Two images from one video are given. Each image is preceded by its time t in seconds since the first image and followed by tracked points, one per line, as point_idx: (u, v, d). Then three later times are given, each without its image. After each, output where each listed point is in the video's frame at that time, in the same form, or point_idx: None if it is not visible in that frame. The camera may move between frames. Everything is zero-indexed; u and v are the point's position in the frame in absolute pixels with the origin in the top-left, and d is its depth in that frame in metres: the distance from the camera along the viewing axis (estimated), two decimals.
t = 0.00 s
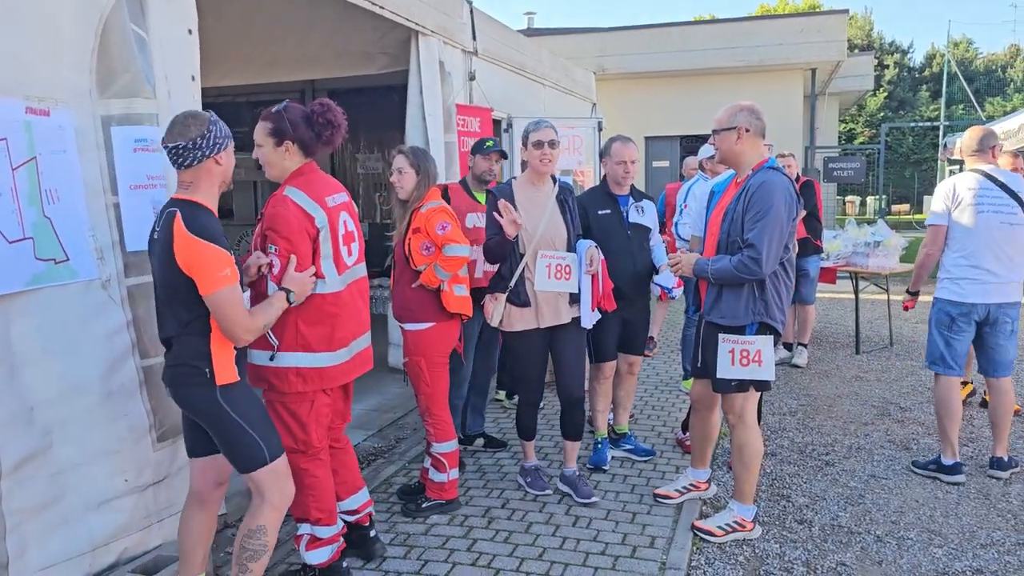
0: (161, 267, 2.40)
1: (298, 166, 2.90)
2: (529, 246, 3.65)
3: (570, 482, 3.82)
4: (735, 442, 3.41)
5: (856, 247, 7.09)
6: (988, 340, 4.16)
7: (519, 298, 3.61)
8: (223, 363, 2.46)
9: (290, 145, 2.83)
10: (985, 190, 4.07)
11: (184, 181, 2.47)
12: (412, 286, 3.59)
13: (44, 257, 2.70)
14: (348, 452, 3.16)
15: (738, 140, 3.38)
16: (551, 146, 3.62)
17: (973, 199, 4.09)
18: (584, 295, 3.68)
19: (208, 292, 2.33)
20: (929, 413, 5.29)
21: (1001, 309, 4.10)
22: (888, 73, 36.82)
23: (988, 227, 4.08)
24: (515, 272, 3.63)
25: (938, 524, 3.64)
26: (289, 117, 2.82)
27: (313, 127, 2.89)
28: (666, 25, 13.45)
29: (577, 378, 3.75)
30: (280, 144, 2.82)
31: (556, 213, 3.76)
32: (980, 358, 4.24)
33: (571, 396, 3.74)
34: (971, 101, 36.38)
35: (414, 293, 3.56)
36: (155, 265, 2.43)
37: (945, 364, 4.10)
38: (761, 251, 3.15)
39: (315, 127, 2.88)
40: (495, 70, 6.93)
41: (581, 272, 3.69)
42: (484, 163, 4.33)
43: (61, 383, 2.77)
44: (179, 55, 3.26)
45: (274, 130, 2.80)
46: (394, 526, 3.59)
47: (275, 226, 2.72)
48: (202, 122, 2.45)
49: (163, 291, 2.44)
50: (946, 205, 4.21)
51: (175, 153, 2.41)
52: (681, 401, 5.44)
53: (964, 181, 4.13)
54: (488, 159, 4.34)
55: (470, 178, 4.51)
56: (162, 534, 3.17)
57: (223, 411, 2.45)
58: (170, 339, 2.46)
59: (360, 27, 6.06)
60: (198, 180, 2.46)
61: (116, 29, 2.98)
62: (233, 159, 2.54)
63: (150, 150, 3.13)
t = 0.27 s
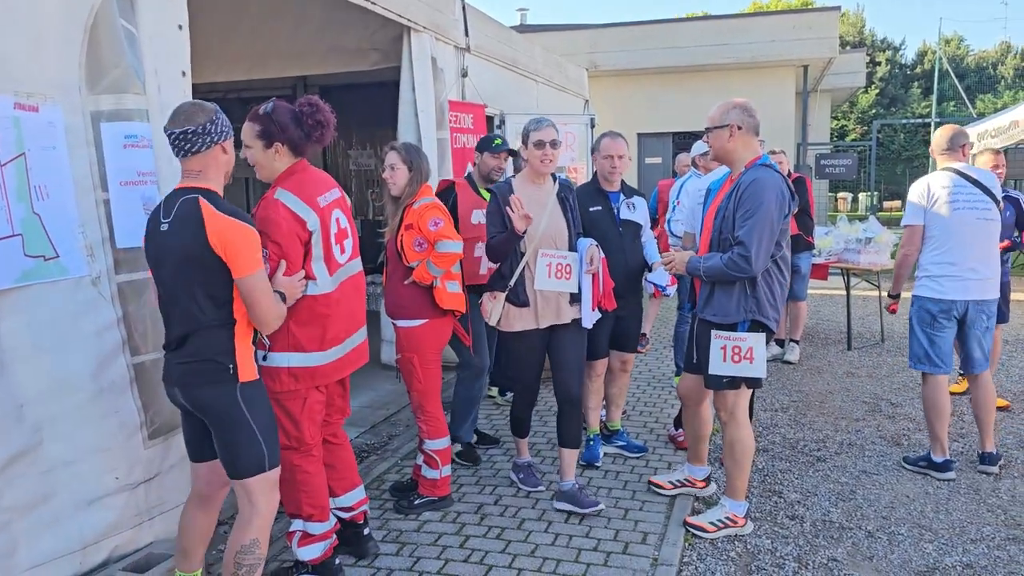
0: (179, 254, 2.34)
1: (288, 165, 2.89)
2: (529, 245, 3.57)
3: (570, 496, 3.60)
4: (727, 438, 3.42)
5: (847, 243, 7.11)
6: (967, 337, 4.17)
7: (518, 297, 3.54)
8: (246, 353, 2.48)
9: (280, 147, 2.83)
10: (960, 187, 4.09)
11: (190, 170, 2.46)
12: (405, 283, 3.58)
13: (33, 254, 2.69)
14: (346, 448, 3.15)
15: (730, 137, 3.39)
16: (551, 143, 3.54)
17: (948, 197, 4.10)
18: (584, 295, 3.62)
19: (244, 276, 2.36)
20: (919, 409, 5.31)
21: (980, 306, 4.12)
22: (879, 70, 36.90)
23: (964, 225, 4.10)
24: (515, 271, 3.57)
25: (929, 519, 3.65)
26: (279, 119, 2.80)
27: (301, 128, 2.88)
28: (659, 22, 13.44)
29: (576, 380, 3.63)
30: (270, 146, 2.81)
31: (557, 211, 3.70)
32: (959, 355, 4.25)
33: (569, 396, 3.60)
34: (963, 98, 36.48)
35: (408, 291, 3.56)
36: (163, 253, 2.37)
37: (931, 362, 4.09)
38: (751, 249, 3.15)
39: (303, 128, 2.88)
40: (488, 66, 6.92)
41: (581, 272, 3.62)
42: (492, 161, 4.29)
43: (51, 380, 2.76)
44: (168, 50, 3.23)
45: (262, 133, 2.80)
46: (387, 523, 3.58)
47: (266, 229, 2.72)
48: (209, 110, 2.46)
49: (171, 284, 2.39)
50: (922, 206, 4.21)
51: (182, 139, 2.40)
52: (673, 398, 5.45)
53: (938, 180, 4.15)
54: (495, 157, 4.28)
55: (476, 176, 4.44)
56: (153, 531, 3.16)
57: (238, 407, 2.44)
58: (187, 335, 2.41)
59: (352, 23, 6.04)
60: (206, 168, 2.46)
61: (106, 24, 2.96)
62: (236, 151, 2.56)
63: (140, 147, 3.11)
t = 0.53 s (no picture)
0: (178, 252, 2.28)
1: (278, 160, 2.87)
2: (538, 244, 3.48)
3: (566, 499, 3.57)
4: (722, 434, 3.44)
5: (841, 240, 7.12)
6: (955, 333, 4.18)
7: (524, 297, 3.47)
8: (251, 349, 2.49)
9: (262, 139, 2.79)
10: (946, 183, 4.11)
11: (173, 164, 2.40)
12: (399, 279, 3.57)
13: (24, 250, 2.68)
14: (335, 445, 3.14)
15: (722, 134, 3.41)
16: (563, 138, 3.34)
17: (936, 192, 4.11)
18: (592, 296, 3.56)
19: (253, 268, 2.37)
20: (913, 404, 5.33)
21: (968, 302, 4.13)
22: (873, 66, 36.92)
23: (951, 221, 4.11)
24: (522, 270, 3.48)
25: (921, 514, 3.66)
26: (257, 112, 2.76)
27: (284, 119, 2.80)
28: (654, 18, 13.42)
29: (581, 381, 3.57)
30: (252, 140, 2.78)
31: (568, 210, 3.55)
32: (946, 350, 4.26)
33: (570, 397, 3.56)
34: (956, 95, 36.54)
35: (400, 287, 3.55)
36: (155, 253, 2.29)
37: (920, 358, 4.10)
38: (749, 245, 3.15)
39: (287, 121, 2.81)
40: (482, 62, 6.90)
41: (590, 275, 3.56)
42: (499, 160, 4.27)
43: (43, 377, 2.75)
44: (160, 46, 3.22)
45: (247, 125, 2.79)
46: (381, 520, 3.58)
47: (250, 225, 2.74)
48: (187, 101, 2.42)
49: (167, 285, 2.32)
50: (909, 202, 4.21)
51: (163, 131, 2.34)
52: (668, 394, 5.46)
53: (925, 175, 4.16)
54: (501, 155, 4.27)
55: (480, 173, 4.38)
56: (147, 528, 3.16)
57: (247, 407, 2.44)
58: (194, 335, 2.35)
59: (345, 19, 6.02)
60: (189, 161, 2.41)
61: (96, 19, 2.95)
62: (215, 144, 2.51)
63: (131, 143, 3.09)
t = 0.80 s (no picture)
0: (153, 258, 2.21)
1: (264, 157, 2.91)
2: (549, 245, 3.43)
3: (562, 497, 3.55)
4: (718, 430, 3.43)
5: (836, 237, 7.13)
6: (951, 330, 4.20)
7: (538, 299, 3.42)
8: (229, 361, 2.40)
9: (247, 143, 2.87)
10: (944, 181, 4.12)
11: (159, 164, 2.36)
12: (395, 276, 3.58)
13: (19, 248, 2.67)
14: (331, 443, 3.15)
15: (713, 133, 3.41)
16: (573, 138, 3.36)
17: (934, 191, 4.11)
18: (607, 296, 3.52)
19: (225, 277, 2.26)
20: (908, 401, 5.35)
21: (964, 298, 4.15)
22: (868, 64, 36.98)
23: (949, 218, 4.12)
24: (534, 271, 3.42)
25: (916, 511, 3.68)
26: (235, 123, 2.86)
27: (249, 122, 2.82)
28: (649, 16, 13.42)
29: (589, 377, 3.55)
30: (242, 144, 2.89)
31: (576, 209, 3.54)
32: (940, 346, 4.28)
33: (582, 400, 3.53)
34: (951, 92, 36.63)
35: (396, 284, 3.56)
36: (131, 258, 2.23)
37: (918, 356, 4.10)
38: (765, 235, 3.14)
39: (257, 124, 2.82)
40: (478, 59, 6.90)
41: (603, 272, 3.51)
42: (497, 154, 4.24)
43: (37, 375, 2.74)
44: (156, 43, 3.21)
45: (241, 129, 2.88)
46: (377, 517, 3.58)
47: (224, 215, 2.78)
48: (181, 101, 2.38)
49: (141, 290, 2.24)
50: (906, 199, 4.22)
51: (150, 128, 2.31)
52: (664, 391, 5.46)
53: (923, 172, 4.16)
54: (502, 151, 4.25)
55: (481, 169, 4.39)
56: (143, 527, 3.15)
57: (220, 415, 2.36)
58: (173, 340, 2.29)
59: (341, 16, 6.01)
60: (176, 162, 2.37)
61: (92, 17, 2.94)
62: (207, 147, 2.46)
63: (126, 141, 3.08)
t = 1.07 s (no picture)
0: (99, 256, 2.04)
1: (272, 156, 2.94)
2: (567, 245, 3.27)
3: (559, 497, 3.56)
4: (720, 426, 3.44)
5: (833, 235, 7.14)
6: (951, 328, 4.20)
7: (559, 300, 3.24)
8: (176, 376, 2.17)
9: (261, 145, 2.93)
10: (945, 180, 4.13)
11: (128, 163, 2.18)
12: (393, 275, 3.58)
13: (16, 246, 2.66)
14: (344, 450, 3.13)
15: (711, 133, 3.41)
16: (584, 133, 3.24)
17: (935, 189, 4.12)
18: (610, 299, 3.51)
19: (151, 280, 2.01)
20: (904, 399, 5.36)
21: (965, 297, 4.15)
22: (865, 63, 37.02)
23: (949, 217, 4.12)
24: (554, 273, 3.24)
25: (913, 509, 3.69)
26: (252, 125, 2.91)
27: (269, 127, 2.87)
28: (646, 14, 13.44)
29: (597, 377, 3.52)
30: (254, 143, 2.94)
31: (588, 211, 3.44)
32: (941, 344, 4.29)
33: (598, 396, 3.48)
34: (947, 91, 36.69)
35: (394, 282, 3.56)
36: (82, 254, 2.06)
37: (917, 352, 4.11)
38: (758, 233, 3.13)
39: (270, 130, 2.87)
40: (475, 57, 6.89)
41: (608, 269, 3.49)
42: (496, 150, 4.23)
43: (33, 374, 2.73)
44: (153, 41, 3.20)
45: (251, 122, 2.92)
46: (374, 515, 3.58)
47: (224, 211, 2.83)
48: (163, 101, 2.19)
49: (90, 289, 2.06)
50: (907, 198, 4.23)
51: (121, 125, 2.13)
52: (661, 390, 5.47)
53: (924, 171, 4.17)
54: (501, 147, 4.22)
55: (481, 165, 4.37)
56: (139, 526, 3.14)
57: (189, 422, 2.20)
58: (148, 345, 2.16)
59: (338, 14, 5.99)
60: (144, 164, 2.17)
61: (88, 15, 2.93)
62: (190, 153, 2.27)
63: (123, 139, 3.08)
